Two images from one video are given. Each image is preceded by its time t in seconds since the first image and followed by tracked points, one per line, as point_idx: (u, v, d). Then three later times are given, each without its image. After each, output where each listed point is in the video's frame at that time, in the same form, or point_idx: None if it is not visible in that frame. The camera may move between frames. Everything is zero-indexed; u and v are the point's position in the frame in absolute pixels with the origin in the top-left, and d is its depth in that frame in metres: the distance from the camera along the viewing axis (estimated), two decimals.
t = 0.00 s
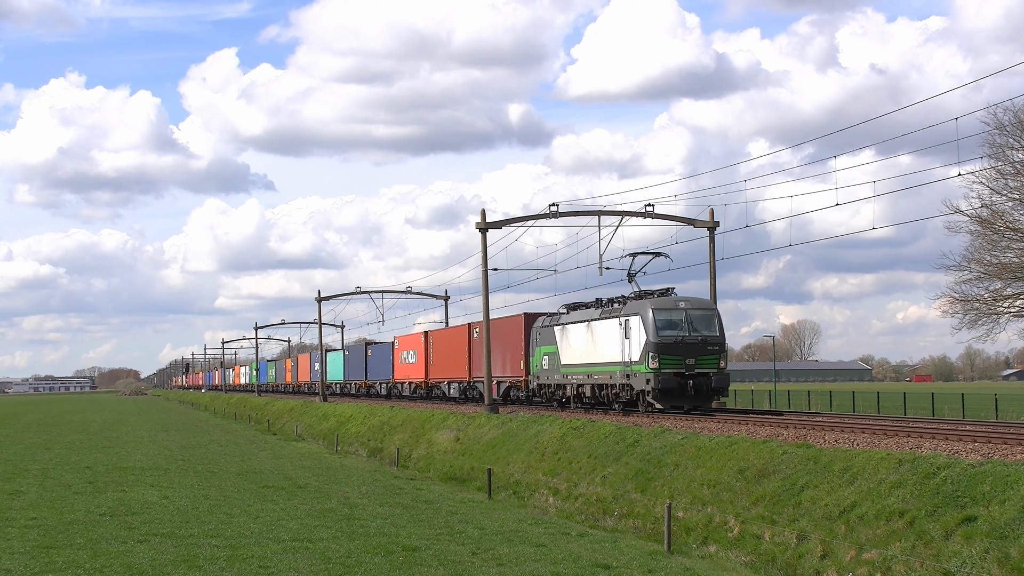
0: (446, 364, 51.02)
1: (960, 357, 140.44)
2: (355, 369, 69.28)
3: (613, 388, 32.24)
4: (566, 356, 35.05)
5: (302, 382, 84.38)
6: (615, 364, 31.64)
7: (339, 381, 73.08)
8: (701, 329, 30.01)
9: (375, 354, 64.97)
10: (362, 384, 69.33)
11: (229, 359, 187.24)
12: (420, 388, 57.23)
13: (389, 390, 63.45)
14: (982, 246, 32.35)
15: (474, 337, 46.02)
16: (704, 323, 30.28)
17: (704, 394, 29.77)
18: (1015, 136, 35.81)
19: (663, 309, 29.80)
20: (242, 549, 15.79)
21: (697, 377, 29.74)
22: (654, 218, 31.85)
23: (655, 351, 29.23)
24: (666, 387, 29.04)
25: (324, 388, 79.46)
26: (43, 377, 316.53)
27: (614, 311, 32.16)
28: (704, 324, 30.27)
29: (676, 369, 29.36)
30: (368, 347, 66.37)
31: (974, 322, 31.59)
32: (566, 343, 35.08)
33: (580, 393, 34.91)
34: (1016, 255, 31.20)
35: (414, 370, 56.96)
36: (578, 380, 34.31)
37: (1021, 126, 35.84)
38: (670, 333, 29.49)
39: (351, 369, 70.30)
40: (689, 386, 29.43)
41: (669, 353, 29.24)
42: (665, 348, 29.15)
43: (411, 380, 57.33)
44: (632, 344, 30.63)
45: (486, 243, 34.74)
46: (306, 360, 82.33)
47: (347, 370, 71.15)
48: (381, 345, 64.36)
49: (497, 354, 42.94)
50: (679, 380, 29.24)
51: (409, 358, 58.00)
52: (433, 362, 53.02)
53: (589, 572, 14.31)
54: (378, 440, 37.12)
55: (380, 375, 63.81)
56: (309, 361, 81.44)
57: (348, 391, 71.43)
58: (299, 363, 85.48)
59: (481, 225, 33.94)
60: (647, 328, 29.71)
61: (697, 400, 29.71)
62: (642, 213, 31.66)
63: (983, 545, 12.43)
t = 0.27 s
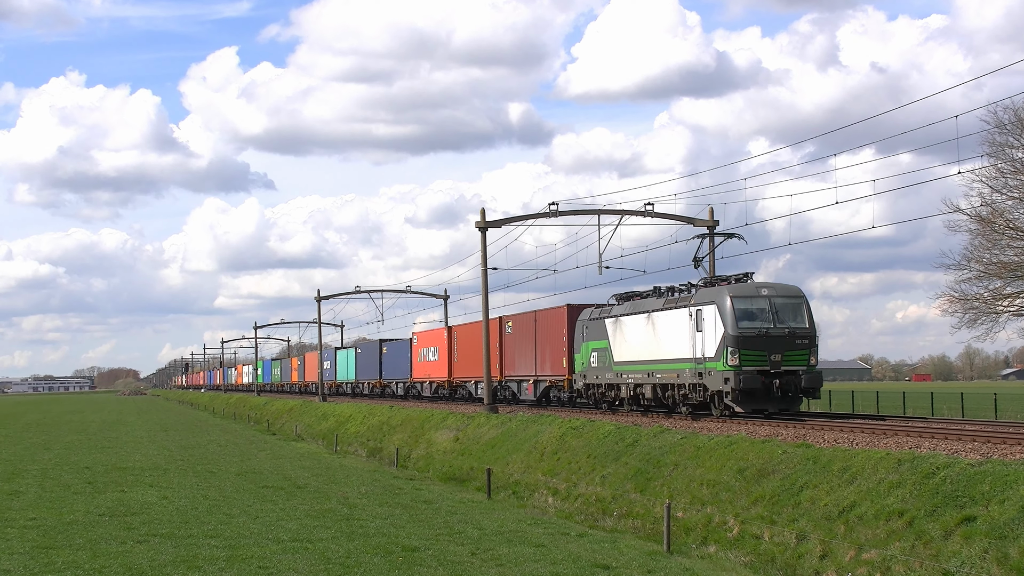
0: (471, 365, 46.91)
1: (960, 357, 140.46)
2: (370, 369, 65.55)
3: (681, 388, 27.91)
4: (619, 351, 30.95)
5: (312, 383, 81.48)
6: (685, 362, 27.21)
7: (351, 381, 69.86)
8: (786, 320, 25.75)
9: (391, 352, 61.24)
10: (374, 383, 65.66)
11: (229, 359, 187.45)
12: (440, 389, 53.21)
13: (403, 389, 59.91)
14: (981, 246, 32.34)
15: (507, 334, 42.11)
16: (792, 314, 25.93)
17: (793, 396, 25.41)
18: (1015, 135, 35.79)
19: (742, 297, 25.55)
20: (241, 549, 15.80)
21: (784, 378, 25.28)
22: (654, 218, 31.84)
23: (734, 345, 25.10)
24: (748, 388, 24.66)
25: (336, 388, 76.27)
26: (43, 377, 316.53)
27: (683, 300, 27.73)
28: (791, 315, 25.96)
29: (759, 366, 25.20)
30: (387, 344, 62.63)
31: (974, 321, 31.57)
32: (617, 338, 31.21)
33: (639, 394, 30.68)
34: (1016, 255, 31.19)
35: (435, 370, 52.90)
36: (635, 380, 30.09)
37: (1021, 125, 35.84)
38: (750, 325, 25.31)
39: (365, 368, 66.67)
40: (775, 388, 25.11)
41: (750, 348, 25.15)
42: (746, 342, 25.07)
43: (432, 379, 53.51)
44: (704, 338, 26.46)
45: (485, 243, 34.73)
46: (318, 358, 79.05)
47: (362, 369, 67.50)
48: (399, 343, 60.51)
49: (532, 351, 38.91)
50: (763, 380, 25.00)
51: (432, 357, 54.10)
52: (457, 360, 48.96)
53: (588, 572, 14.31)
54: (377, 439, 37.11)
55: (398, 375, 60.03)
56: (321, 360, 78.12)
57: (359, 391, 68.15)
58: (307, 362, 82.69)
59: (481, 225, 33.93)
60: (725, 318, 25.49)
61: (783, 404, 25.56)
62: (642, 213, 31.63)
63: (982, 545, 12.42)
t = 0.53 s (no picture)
0: (499, 363, 43.48)
1: (961, 357, 140.45)
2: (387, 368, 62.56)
3: (758, 390, 24.94)
4: (677, 350, 28.19)
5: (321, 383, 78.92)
6: (765, 359, 24.24)
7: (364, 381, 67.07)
8: (888, 311, 22.66)
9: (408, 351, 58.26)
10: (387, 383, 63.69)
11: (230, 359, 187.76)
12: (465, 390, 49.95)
13: (423, 390, 57.16)
14: (982, 246, 32.34)
15: (541, 330, 38.95)
16: (893, 305, 22.76)
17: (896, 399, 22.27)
18: (1015, 135, 35.80)
19: (837, 285, 22.47)
20: (242, 549, 15.83)
21: (888, 378, 22.11)
22: (654, 218, 31.84)
23: (829, 339, 22.05)
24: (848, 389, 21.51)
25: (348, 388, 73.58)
26: (44, 377, 316.56)
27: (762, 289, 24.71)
28: (891, 306, 22.86)
29: (857, 365, 22.14)
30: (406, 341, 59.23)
31: (974, 322, 31.56)
32: (679, 334, 28.28)
33: (703, 396, 27.73)
34: (1017, 255, 31.18)
35: (459, 369, 49.31)
36: (701, 380, 27.17)
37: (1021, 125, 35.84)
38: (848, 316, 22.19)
39: (381, 367, 63.68)
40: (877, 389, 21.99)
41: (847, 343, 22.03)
42: (842, 336, 21.94)
43: (456, 380, 50.13)
44: (788, 332, 23.40)
45: (485, 243, 34.74)
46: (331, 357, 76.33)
47: (378, 368, 64.53)
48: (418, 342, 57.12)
49: (573, 346, 35.74)
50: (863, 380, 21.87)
51: (456, 355, 50.43)
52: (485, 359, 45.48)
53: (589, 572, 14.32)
54: (378, 440, 37.12)
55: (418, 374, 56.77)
56: (333, 359, 75.34)
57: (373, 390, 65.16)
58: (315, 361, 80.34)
59: (481, 225, 33.94)
60: (815, 309, 22.44)
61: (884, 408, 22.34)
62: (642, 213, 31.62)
63: (983, 545, 12.43)
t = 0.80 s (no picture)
0: (532, 360, 39.66)
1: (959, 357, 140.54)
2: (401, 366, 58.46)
3: (882, 392, 21.09)
4: (768, 344, 24.63)
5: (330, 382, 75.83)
6: (890, 355, 20.50)
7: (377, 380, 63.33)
8: None
9: (426, 348, 54.07)
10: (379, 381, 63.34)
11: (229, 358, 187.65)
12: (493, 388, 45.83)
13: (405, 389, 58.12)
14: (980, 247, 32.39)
15: (587, 322, 35.16)
16: None
17: None
18: (1013, 135, 35.83)
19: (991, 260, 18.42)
20: (241, 548, 15.78)
21: None
22: (654, 217, 31.82)
23: (984, 330, 18.07)
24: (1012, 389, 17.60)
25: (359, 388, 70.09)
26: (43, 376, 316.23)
27: (920, 265, 19.87)
28: None
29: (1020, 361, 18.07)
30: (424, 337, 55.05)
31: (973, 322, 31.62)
32: (770, 325, 24.71)
33: (802, 398, 24.10)
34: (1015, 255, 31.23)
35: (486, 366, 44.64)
36: (801, 380, 23.47)
37: (1020, 125, 35.86)
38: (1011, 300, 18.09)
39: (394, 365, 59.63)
40: None
41: (1008, 334, 18.01)
42: (1003, 327, 17.94)
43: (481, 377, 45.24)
44: (923, 321, 19.55)
45: (485, 242, 34.73)
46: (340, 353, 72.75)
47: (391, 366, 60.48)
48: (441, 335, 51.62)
49: (626, 343, 31.75)
50: None
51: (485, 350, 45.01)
52: (517, 355, 41.29)
53: (589, 572, 14.30)
54: (377, 439, 37.08)
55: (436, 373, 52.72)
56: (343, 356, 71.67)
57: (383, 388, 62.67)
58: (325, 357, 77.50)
59: (481, 224, 33.93)
60: (964, 292, 18.46)
61: None
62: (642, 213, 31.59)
63: (983, 545, 12.43)
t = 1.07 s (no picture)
0: (577, 360, 35.69)
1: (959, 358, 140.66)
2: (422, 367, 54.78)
3: None
4: (897, 338, 20.34)
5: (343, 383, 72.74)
6: None
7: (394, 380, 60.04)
8: None
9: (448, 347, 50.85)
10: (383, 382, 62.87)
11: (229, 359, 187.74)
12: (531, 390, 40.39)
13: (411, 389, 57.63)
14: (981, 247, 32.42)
15: (644, 317, 31.10)
16: None
17: None
18: (1013, 136, 35.83)
19: None
20: (242, 548, 15.84)
21: None
22: (654, 218, 31.80)
23: None
24: None
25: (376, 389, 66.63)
26: (43, 377, 316.23)
27: (917, 269, 20.16)
28: None
29: None
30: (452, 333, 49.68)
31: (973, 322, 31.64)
32: (900, 312, 20.37)
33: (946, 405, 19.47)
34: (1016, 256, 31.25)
35: (524, 366, 40.07)
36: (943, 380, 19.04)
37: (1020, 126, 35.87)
38: None
39: (414, 364, 56.04)
40: None
41: None
42: None
43: (518, 379, 40.50)
44: None
45: (485, 243, 34.75)
46: (354, 353, 69.49)
47: (411, 366, 56.91)
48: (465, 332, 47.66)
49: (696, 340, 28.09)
50: None
51: (522, 350, 40.65)
52: (556, 356, 37.39)
53: (589, 572, 14.31)
54: (378, 439, 37.11)
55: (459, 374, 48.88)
56: (358, 356, 68.33)
57: (400, 389, 60.07)
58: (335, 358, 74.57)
59: (481, 225, 33.94)
60: None
61: None
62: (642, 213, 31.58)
63: (983, 545, 12.43)
